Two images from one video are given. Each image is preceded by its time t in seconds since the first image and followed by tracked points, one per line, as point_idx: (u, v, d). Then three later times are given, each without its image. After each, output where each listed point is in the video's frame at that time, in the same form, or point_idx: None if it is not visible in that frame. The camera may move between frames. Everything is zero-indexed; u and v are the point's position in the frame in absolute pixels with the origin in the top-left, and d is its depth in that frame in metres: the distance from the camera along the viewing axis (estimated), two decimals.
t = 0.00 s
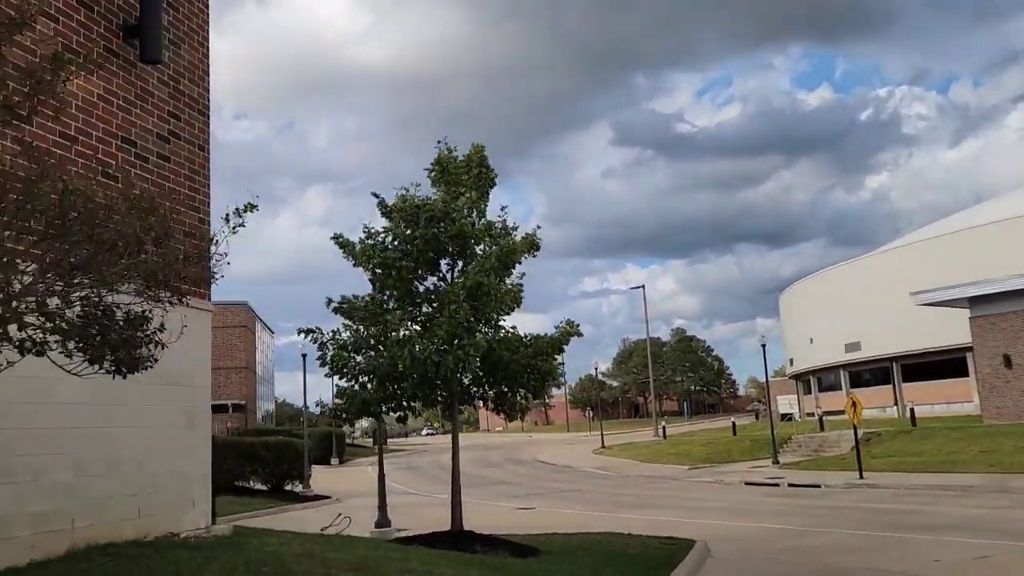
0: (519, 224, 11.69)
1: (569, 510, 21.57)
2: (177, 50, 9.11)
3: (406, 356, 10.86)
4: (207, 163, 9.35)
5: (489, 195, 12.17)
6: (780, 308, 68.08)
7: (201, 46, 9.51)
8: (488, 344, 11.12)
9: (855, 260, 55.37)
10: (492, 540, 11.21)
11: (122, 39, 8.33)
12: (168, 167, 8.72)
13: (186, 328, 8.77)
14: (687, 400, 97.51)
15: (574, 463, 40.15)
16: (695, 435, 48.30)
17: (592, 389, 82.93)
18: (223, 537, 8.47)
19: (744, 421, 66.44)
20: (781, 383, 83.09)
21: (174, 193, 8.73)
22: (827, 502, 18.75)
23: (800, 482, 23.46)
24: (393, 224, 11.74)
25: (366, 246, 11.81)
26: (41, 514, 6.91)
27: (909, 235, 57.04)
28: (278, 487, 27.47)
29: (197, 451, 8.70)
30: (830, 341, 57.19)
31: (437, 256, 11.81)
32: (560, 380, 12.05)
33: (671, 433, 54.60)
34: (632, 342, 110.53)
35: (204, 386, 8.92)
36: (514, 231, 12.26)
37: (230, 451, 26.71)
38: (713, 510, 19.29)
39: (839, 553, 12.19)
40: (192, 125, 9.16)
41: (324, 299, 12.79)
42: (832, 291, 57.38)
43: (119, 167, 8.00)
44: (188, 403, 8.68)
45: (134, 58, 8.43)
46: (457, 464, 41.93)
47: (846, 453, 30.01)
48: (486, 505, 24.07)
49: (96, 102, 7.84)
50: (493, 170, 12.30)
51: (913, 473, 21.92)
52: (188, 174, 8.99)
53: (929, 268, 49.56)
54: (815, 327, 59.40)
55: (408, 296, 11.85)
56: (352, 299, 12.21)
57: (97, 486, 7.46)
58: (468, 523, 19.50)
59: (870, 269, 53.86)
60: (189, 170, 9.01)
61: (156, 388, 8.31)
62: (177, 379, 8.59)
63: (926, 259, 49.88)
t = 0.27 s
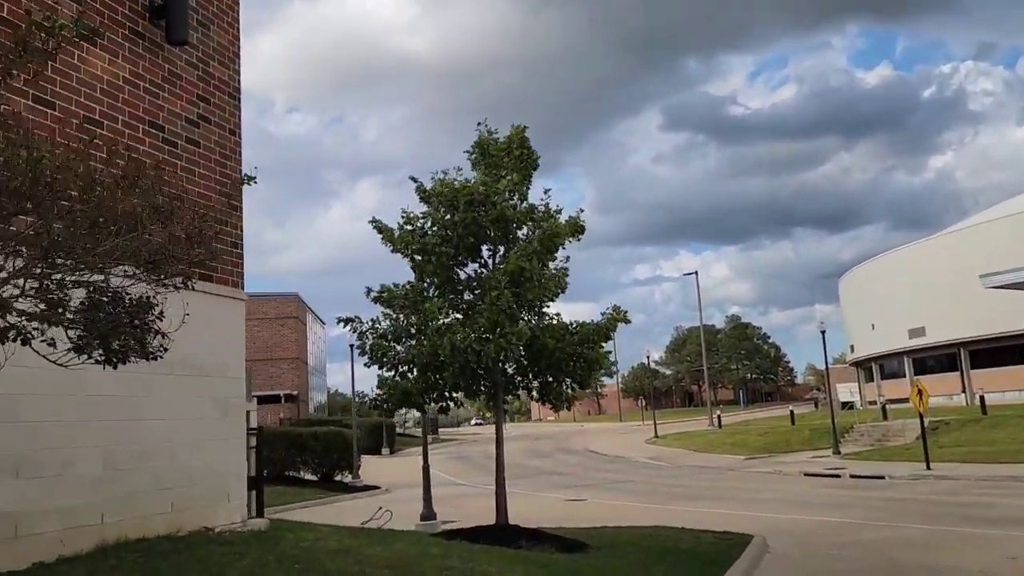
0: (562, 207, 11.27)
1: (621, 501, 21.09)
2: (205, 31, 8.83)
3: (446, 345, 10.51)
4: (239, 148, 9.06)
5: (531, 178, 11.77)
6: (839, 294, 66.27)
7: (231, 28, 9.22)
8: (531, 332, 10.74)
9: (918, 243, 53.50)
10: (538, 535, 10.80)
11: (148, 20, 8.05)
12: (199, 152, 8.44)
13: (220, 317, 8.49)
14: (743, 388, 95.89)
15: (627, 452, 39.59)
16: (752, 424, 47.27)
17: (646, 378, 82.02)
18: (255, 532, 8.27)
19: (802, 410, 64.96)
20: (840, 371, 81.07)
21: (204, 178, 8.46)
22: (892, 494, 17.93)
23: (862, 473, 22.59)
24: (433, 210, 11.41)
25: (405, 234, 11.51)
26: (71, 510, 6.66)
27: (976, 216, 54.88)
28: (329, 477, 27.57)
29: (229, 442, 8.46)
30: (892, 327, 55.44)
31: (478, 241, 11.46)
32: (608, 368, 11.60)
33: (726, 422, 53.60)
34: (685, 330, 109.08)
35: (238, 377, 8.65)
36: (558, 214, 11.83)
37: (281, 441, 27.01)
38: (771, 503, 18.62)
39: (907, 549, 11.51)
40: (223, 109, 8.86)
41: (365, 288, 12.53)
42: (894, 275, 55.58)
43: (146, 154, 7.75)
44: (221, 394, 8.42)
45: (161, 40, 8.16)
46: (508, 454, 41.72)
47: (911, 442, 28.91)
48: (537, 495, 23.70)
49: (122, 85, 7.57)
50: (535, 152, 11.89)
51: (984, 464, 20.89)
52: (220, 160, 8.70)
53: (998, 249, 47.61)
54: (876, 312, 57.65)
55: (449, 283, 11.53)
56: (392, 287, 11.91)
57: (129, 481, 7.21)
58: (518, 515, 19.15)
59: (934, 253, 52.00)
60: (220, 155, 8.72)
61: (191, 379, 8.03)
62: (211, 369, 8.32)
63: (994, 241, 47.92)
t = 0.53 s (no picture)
0: (597, 187, 10.86)
1: (667, 494, 20.59)
2: (226, 11, 8.61)
3: (477, 332, 10.16)
4: (263, 131, 8.82)
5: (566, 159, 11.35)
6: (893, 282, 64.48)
7: (252, 7, 8.99)
8: (565, 317, 10.37)
9: (976, 228, 51.68)
10: (576, 527, 10.42)
11: None
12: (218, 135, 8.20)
13: (243, 304, 8.28)
14: (793, 379, 94.12)
15: (673, 445, 38.96)
16: (803, 416, 46.18)
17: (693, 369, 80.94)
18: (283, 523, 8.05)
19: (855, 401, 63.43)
20: (894, 361, 79.00)
21: (225, 161, 8.24)
22: (951, 487, 17.15)
23: (919, 465, 21.74)
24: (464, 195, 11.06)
25: (435, 219, 11.16)
26: (88, 500, 6.45)
27: None
28: (373, 470, 27.44)
29: (255, 431, 8.24)
30: (949, 315, 53.71)
31: (512, 225, 11.07)
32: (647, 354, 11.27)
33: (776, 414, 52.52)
34: (734, 321, 107.44)
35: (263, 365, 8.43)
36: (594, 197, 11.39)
37: (324, 434, 27.23)
38: (823, 496, 17.96)
39: (969, 544, 10.85)
40: (244, 89, 8.63)
41: (396, 275, 12.22)
42: (950, 262, 53.82)
43: (165, 135, 7.52)
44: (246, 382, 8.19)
45: (178, 19, 7.94)
46: (553, 447, 41.36)
47: (970, 434, 27.82)
48: (581, 488, 23.29)
49: (137, 64, 7.35)
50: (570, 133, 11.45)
51: None
52: (241, 143, 8.47)
53: None
54: (932, 300, 55.93)
55: (483, 269, 11.16)
56: (424, 274, 11.58)
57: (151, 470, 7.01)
58: (560, 508, 18.76)
59: (993, 238, 50.17)
60: (241, 138, 8.48)
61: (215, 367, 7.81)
62: (235, 356, 8.09)
63: None
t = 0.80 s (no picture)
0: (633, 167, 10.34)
1: (713, 485, 20.03)
2: None
3: (509, 320, 9.75)
4: (283, 113, 8.52)
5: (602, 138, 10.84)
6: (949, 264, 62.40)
7: None
8: (601, 303, 9.91)
9: None
10: (615, 522, 10.06)
11: None
12: (236, 117, 7.92)
13: (263, 293, 8.02)
14: (846, 366, 92.04)
15: (721, 433, 38.20)
16: (857, 403, 44.89)
17: (742, 357, 79.53)
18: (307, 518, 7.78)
19: (911, 387, 61.67)
20: (951, 346, 76.65)
21: (242, 143, 7.94)
22: (1014, 478, 16.30)
23: (979, 454, 20.80)
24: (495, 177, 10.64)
25: (465, 203, 10.76)
26: (98, 496, 6.26)
27: None
28: (416, 460, 27.26)
29: (278, 423, 7.99)
30: (1010, 298, 51.75)
31: (545, 208, 10.62)
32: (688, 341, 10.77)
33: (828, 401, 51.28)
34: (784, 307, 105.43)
35: (285, 355, 8.17)
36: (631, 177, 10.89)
37: (367, 424, 27.25)
38: (877, 487, 17.23)
39: None
40: (263, 70, 8.33)
41: (427, 263, 11.86)
42: (1011, 242, 51.79)
43: (177, 119, 7.26)
44: (267, 373, 7.94)
45: None
46: (599, 436, 40.90)
47: None
48: (625, 478, 22.80)
49: (147, 45, 7.08)
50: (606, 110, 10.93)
51: None
52: (260, 125, 8.18)
53: None
54: (991, 283, 53.96)
55: (517, 254, 10.74)
56: (455, 260, 11.19)
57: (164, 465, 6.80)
58: (603, 499, 18.33)
59: None
60: (260, 121, 8.19)
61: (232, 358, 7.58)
62: (254, 347, 7.85)
63: None
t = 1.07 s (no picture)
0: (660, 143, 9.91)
1: (751, 477, 19.47)
2: None
3: (532, 303, 9.38)
4: (294, 91, 8.21)
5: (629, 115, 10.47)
6: (997, 250, 60.53)
7: None
8: (628, 286, 9.48)
9: None
10: (645, 515, 9.63)
11: None
12: (243, 94, 7.62)
13: (276, 277, 7.71)
14: (889, 356, 90.12)
15: (760, 424, 37.44)
16: (900, 393, 43.73)
17: (781, 347, 78.23)
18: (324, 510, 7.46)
19: (956, 377, 60.04)
20: (999, 335, 74.57)
21: (249, 120, 7.64)
22: None
23: None
24: (518, 156, 10.32)
25: (488, 183, 10.47)
26: (100, 487, 5.96)
27: None
28: (448, 452, 27.01)
29: (292, 412, 7.69)
30: None
31: (570, 188, 10.27)
32: (721, 325, 10.30)
33: (871, 392, 50.11)
34: (824, 297, 103.56)
35: (298, 341, 7.84)
36: (659, 154, 10.48)
37: (399, 416, 27.12)
38: (922, 478, 16.55)
39: None
40: (272, 46, 8.03)
41: (450, 248, 11.57)
42: None
43: (181, 95, 6.97)
44: (280, 360, 7.64)
45: None
46: (635, 428, 40.36)
47: None
48: (660, 470, 22.30)
49: (148, 18, 6.82)
50: (633, 86, 10.55)
51: None
52: (269, 104, 7.88)
53: None
54: None
55: (541, 236, 10.40)
56: (478, 244, 10.89)
57: (174, 455, 6.48)
58: (636, 491, 17.88)
59: None
60: (269, 99, 7.89)
61: (244, 345, 7.26)
62: (268, 334, 7.53)
63: None
